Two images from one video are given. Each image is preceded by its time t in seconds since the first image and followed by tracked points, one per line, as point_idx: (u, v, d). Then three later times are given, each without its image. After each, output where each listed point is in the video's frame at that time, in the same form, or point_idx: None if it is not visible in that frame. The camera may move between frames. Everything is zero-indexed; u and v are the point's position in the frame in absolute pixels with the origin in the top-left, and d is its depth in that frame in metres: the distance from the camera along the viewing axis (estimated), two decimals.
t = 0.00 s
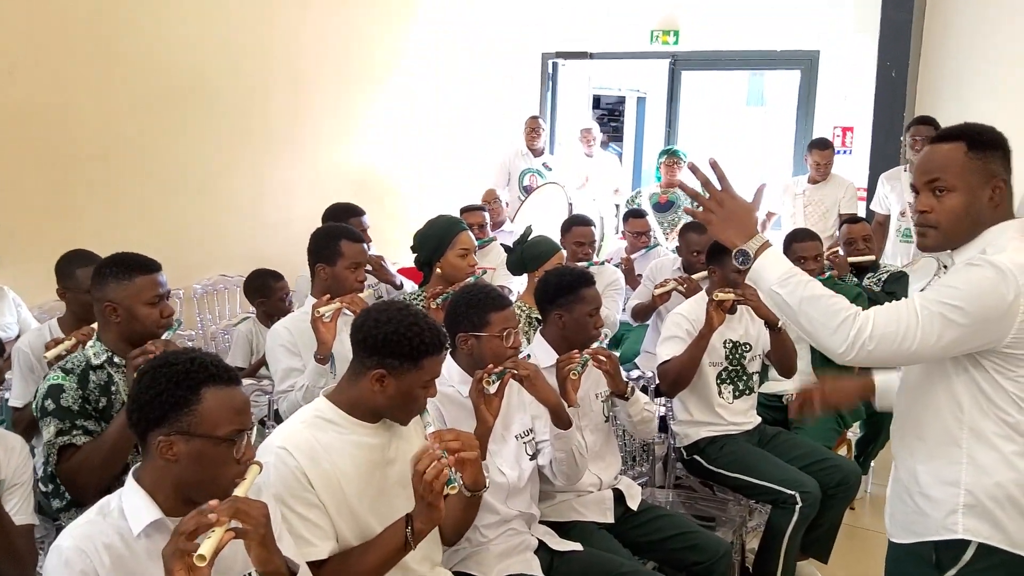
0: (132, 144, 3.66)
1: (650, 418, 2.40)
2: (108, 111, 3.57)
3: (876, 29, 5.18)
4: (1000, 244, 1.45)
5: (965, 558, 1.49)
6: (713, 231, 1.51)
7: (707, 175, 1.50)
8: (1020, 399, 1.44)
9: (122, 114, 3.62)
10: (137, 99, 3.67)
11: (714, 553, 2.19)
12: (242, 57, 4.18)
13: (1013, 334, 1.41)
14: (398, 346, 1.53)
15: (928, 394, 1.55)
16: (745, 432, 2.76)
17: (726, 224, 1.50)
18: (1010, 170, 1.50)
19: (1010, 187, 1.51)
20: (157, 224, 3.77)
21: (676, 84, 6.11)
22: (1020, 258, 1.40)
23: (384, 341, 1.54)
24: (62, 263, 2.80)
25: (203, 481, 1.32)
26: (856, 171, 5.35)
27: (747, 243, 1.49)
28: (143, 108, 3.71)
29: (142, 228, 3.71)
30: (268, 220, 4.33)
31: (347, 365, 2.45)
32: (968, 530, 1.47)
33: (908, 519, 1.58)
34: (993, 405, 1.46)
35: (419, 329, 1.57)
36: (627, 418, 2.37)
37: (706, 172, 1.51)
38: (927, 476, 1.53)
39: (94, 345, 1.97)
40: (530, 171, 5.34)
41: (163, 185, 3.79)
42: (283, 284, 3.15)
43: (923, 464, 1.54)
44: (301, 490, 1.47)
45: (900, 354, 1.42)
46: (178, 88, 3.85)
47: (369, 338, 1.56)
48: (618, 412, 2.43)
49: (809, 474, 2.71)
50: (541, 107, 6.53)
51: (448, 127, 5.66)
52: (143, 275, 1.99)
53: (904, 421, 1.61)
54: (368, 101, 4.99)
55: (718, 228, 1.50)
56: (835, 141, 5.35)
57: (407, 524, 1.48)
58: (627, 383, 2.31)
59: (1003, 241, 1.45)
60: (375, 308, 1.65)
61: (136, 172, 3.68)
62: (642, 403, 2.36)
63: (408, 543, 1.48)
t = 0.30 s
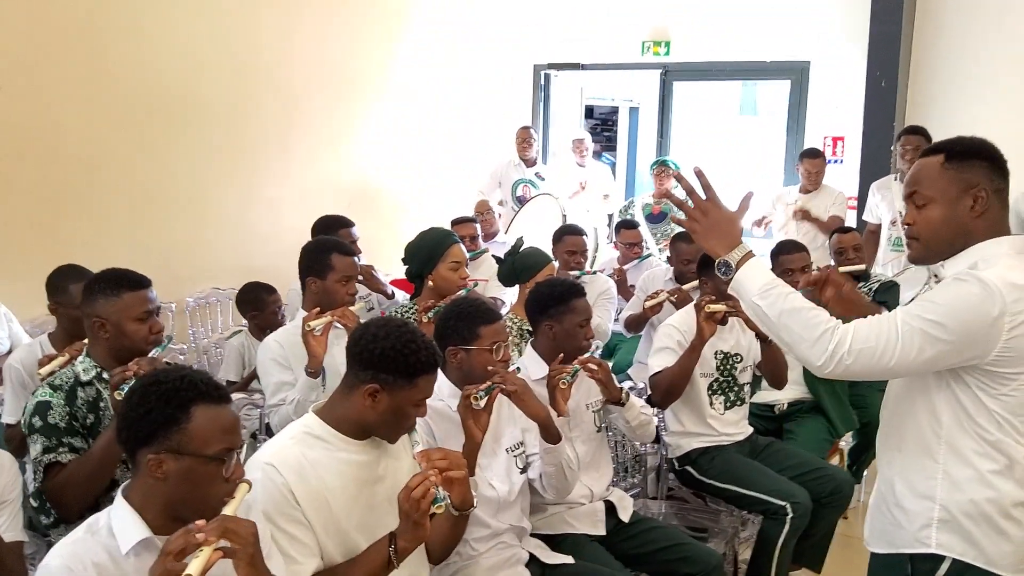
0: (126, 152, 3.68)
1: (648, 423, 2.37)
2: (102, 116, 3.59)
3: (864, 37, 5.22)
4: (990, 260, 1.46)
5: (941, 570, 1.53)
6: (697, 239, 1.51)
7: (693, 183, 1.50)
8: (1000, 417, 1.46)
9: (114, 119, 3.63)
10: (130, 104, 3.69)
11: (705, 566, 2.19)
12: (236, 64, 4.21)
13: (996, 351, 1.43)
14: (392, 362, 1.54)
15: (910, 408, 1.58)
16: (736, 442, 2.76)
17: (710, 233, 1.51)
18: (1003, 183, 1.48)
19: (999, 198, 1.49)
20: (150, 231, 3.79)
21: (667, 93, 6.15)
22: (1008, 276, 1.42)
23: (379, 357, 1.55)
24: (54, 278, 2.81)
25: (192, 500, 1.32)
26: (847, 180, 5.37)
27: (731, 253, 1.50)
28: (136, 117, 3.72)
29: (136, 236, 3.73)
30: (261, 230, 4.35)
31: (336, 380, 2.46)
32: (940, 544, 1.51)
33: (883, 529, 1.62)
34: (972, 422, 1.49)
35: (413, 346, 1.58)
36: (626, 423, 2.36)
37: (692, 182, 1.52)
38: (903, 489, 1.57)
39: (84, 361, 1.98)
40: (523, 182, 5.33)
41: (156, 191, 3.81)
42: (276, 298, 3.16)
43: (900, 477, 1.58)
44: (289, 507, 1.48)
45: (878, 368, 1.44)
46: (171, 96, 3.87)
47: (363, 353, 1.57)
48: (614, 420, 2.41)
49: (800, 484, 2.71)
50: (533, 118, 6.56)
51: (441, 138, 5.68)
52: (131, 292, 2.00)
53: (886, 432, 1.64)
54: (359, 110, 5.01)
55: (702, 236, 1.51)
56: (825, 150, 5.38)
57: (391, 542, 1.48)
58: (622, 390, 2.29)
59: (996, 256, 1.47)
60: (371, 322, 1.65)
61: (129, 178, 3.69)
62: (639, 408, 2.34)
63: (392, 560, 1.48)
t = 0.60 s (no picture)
0: (116, 146, 3.66)
1: (634, 431, 2.39)
2: (94, 110, 3.56)
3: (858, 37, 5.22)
4: (982, 268, 1.47)
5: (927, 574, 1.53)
6: (684, 244, 1.51)
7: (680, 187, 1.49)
8: (987, 427, 1.47)
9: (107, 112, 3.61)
10: (122, 98, 3.67)
11: (694, 566, 2.18)
12: (228, 58, 4.19)
13: (984, 361, 1.44)
14: (380, 363, 1.53)
15: (897, 416, 1.59)
16: (728, 441, 2.77)
17: (696, 239, 1.50)
18: (986, 190, 1.47)
19: (982, 204, 1.48)
20: (140, 227, 3.76)
21: (661, 90, 6.09)
22: (998, 286, 1.43)
23: (365, 356, 1.54)
24: (42, 274, 2.80)
25: (176, 503, 1.31)
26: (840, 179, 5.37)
27: (717, 257, 1.50)
28: (127, 111, 3.71)
29: (127, 232, 3.72)
30: (253, 226, 4.32)
31: (327, 378, 2.44)
32: (924, 553, 1.52)
33: (867, 536, 1.63)
34: (959, 432, 1.49)
35: (401, 345, 1.57)
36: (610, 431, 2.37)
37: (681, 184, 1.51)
38: (888, 497, 1.58)
39: (70, 357, 1.96)
40: (516, 179, 5.34)
41: (147, 187, 3.79)
42: (262, 293, 3.18)
43: (886, 485, 1.59)
44: (276, 509, 1.47)
45: (863, 376, 1.45)
46: (162, 90, 3.85)
47: (351, 353, 1.55)
48: (601, 424, 2.42)
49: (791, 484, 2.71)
50: (526, 113, 6.53)
51: (433, 135, 5.65)
52: (118, 289, 1.98)
53: (873, 440, 1.65)
54: (351, 108, 4.98)
55: (688, 242, 1.50)
56: (819, 149, 5.38)
57: (377, 543, 1.47)
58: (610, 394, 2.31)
59: (987, 265, 1.47)
60: (357, 322, 1.64)
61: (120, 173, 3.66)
62: (625, 415, 2.35)
63: (377, 562, 1.47)
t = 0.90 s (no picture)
0: (94, 152, 3.65)
1: (616, 434, 2.37)
2: (69, 117, 3.55)
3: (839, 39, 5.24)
4: (937, 284, 1.54)
5: None
6: (646, 263, 1.58)
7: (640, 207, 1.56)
8: (950, 445, 1.55)
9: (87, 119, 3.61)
10: (100, 105, 3.66)
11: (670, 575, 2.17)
12: (209, 61, 4.17)
13: (941, 380, 1.51)
14: (352, 387, 1.53)
15: (862, 435, 1.66)
16: (707, 449, 2.76)
17: (657, 257, 1.57)
18: (913, 207, 1.55)
19: (921, 221, 1.56)
20: (119, 234, 3.76)
21: (644, 94, 6.11)
22: (952, 303, 1.50)
23: (336, 380, 1.54)
24: (19, 285, 2.79)
25: (141, 526, 1.30)
26: (822, 182, 5.39)
27: (677, 275, 1.57)
28: (105, 114, 3.69)
29: (106, 238, 3.70)
30: (233, 232, 4.30)
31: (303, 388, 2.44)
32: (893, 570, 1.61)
33: (842, 553, 1.72)
34: (923, 449, 1.57)
35: (373, 368, 1.57)
36: (592, 435, 2.35)
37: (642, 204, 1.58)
38: (859, 516, 1.66)
39: (44, 373, 1.94)
40: (500, 182, 5.33)
41: (127, 193, 3.79)
42: (242, 302, 3.18)
43: (856, 504, 1.67)
44: (243, 531, 1.49)
45: (814, 395, 1.52)
46: (141, 96, 3.84)
47: (321, 375, 1.56)
48: (581, 429, 2.40)
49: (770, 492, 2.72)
50: (510, 117, 6.53)
51: (414, 140, 5.63)
52: (94, 303, 1.98)
53: (842, 456, 1.73)
54: (332, 113, 4.96)
55: (650, 260, 1.57)
56: (801, 151, 5.39)
57: (342, 565, 1.50)
58: (588, 401, 2.29)
59: (942, 282, 1.54)
60: (330, 342, 1.64)
61: (97, 179, 3.66)
62: (605, 420, 2.33)
63: None
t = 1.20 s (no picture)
0: (66, 160, 3.64)
1: (592, 448, 2.38)
2: (39, 126, 3.53)
3: (816, 35, 5.25)
4: (889, 296, 1.58)
5: None
6: (608, 297, 1.69)
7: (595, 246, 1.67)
8: (923, 456, 1.56)
9: (52, 130, 3.59)
10: (71, 113, 3.65)
11: None
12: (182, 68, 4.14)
13: (902, 394, 1.54)
14: (325, 403, 1.51)
15: (834, 451, 1.68)
16: (688, 452, 2.76)
17: (617, 293, 1.68)
18: (858, 224, 1.59)
19: (867, 235, 1.60)
20: (94, 244, 3.74)
21: (625, 92, 6.09)
22: (906, 315, 1.53)
23: (308, 397, 1.51)
24: None
25: (108, 555, 1.28)
26: (802, 178, 5.40)
27: (637, 310, 1.67)
28: (76, 125, 3.66)
29: (80, 250, 3.68)
30: (211, 239, 4.27)
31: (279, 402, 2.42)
32: None
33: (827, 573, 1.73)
34: (896, 462, 1.59)
35: (344, 384, 1.54)
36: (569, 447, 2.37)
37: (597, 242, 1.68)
38: (840, 535, 1.67)
39: (12, 395, 1.92)
40: (482, 184, 5.34)
41: (101, 201, 3.76)
42: (219, 313, 3.16)
43: (836, 523, 1.68)
44: (213, 555, 1.47)
45: (776, 421, 1.57)
46: (113, 105, 3.81)
47: (292, 394, 1.53)
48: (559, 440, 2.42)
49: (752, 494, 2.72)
50: (490, 117, 6.51)
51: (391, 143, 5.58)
52: (61, 323, 1.95)
53: (817, 474, 1.75)
54: (311, 118, 4.94)
55: (610, 295, 1.68)
56: (780, 147, 5.39)
57: None
58: (565, 413, 2.31)
59: (895, 294, 1.58)
60: (301, 360, 1.62)
61: (69, 188, 3.64)
62: (582, 432, 2.35)
63: None
